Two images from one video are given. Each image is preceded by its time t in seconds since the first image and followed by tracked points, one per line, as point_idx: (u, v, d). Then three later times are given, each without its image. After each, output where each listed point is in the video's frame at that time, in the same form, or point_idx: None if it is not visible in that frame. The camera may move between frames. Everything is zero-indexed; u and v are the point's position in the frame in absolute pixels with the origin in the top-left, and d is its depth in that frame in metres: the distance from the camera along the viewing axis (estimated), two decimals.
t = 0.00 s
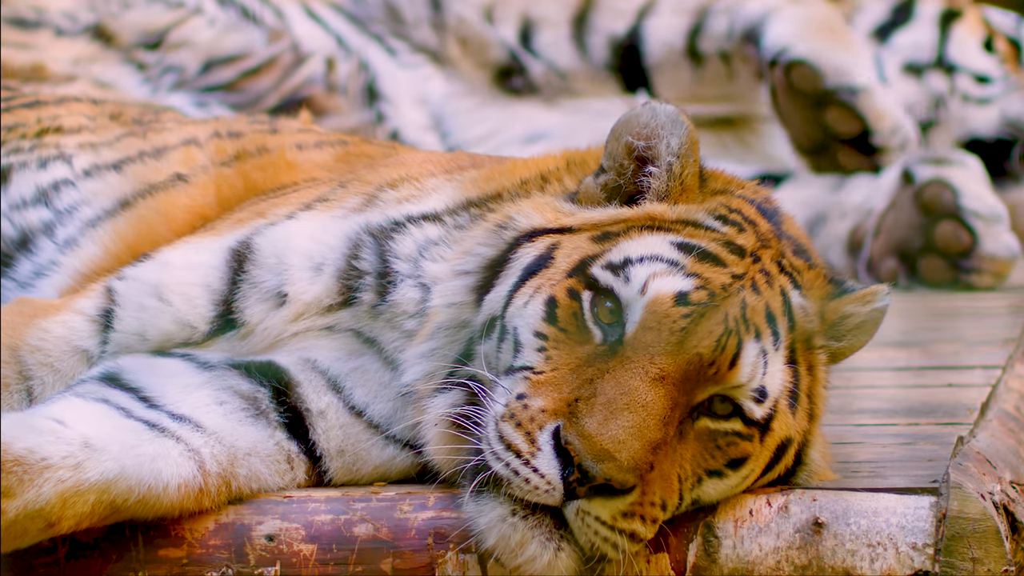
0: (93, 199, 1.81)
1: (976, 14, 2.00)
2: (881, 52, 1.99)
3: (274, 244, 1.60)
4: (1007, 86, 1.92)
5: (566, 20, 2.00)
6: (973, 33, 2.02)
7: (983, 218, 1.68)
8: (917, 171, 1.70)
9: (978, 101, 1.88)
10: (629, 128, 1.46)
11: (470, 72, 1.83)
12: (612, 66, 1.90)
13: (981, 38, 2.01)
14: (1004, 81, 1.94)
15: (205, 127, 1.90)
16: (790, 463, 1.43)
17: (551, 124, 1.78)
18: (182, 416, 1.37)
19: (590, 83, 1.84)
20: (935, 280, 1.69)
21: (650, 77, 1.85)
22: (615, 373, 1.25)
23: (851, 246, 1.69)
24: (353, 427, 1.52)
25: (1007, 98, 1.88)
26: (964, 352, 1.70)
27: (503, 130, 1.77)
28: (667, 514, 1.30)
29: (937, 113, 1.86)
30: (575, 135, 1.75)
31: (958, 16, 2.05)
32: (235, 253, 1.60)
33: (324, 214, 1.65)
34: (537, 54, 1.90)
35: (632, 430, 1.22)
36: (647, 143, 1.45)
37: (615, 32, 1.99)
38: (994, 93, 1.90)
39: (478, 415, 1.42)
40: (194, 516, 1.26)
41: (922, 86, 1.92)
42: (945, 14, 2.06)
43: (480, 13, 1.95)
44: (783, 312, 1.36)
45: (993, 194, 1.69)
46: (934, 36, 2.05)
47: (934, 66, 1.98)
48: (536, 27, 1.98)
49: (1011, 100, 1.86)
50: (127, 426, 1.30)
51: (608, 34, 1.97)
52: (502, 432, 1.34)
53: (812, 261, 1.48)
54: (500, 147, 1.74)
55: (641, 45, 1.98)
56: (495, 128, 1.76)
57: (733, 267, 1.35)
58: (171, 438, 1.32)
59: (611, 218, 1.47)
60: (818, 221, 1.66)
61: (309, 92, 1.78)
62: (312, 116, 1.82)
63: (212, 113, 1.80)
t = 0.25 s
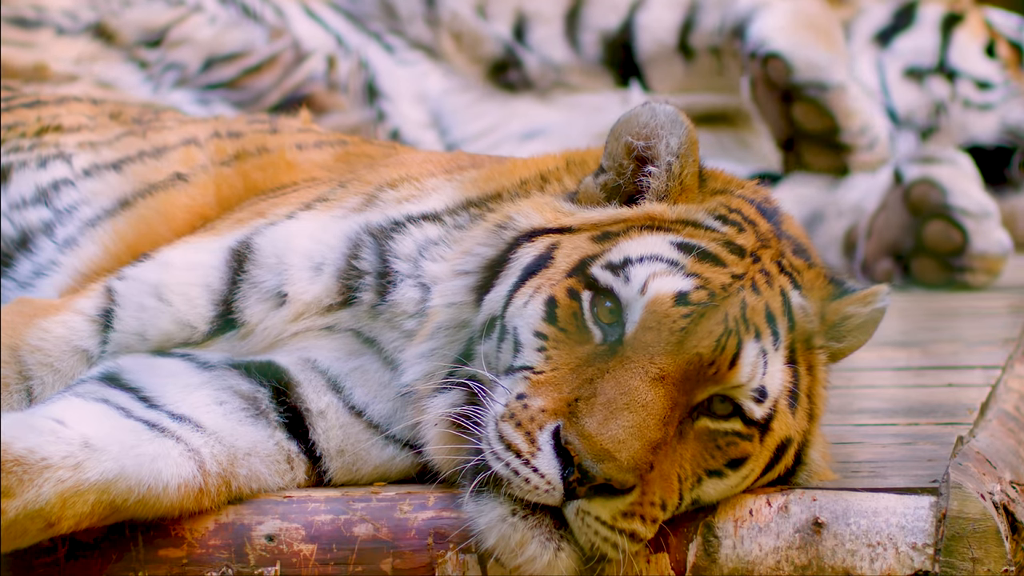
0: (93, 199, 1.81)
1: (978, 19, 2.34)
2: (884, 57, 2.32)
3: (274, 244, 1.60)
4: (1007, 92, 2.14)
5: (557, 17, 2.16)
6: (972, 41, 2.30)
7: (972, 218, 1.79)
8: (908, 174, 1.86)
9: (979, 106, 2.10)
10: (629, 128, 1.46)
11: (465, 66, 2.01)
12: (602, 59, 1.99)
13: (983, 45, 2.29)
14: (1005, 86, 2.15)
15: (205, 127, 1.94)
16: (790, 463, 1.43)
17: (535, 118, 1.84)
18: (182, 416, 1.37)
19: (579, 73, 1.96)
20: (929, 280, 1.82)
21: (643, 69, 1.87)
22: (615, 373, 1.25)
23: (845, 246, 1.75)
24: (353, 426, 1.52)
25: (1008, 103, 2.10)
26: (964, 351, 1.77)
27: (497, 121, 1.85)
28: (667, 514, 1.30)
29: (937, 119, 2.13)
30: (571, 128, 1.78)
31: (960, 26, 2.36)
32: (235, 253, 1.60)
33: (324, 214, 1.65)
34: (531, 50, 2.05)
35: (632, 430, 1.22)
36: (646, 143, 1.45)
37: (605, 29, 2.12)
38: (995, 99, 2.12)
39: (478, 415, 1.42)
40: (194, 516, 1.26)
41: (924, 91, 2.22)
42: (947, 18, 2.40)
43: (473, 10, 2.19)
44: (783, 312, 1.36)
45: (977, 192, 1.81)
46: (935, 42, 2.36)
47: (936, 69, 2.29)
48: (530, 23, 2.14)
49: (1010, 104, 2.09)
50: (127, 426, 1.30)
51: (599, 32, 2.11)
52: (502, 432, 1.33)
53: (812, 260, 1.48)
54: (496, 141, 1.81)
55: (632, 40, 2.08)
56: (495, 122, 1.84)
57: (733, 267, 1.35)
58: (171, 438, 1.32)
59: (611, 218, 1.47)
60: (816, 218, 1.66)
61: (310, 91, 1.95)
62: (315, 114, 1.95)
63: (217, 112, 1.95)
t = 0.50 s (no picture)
0: (93, 199, 1.79)
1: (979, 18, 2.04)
2: (883, 58, 1.97)
3: (274, 244, 1.60)
4: (1008, 92, 1.85)
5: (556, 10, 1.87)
6: (973, 40, 1.93)
7: (958, 215, 1.67)
8: (892, 174, 1.70)
9: (979, 107, 1.81)
10: (629, 128, 1.46)
11: (466, 64, 1.83)
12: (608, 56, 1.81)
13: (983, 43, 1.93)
14: (1006, 86, 1.87)
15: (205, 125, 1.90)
16: (790, 464, 1.43)
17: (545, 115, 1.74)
18: (181, 416, 1.37)
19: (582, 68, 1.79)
20: (920, 280, 1.69)
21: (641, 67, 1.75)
22: (615, 373, 1.25)
23: (840, 246, 1.70)
24: (353, 426, 1.52)
25: (1008, 104, 1.81)
26: (964, 351, 1.79)
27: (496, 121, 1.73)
28: (667, 514, 1.30)
29: (938, 119, 1.82)
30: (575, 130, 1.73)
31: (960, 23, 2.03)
32: (235, 253, 1.60)
33: (324, 214, 1.65)
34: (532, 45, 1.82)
35: (632, 430, 1.22)
36: (646, 143, 1.45)
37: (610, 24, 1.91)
38: (994, 98, 1.82)
39: (478, 414, 1.42)
40: (194, 516, 1.26)
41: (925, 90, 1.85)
42: (948, 18, 2.06)
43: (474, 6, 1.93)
44: (783, 313, 1.36)
45: (965, 190, 1.67)
46: (936, 42, 1.96)
47: (937, 70, 1.90)
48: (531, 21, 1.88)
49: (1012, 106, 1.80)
50: (127, 426, 1.30)
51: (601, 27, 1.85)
52: (502, 432, 1.34)
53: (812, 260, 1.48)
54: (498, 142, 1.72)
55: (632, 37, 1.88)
56: (493, 120, 1.72)
57: (733, 267, 1.35)
58: (170, 438, 1.32)
59: (611, 218, 1.47)
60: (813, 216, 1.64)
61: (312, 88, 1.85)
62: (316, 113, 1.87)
63: (217, 111, 1.84)
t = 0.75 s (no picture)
0: (94, 198, 1.80)
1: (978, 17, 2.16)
2: (883, 56, 2.11)
3: (274, 244, 1.60)
4: (1007, 89, 1.97)
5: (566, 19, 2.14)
6: (972, 39, 2.08)
7: (942, 213, 1.67)
8: (880, 173, 1.71)
9: (979, 104, 1.91)
10: (629, 128, 1.46)
11: (473, 66, 1.87)
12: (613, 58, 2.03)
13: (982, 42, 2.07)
14: (1005, 85, 1.99)
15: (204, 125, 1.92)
16: (790, 464, 1.43)
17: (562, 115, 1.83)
18: (182, 416, 1.37)
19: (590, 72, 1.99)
20: (908, 280, 1.68)
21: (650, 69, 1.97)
22: (616, 373, 1.25)
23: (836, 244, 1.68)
24: (353, 426, 1.52)
25: (1007, 102, 1.92)
26: (964, 351, 1.77)
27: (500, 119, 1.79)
28: (667, 514, 1.30)
29: (938, 116, 1.89)
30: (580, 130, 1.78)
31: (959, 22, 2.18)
32: (235, 253, 1.60)
33: (324, 214, 1.65)
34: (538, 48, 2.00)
35: (632, 430, 1.22)
36: (645, 143, 1.45)
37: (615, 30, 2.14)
38: (993, 96, 1.94)
39: (478, 415, 1.42)
40: (194, 516, 1.26)
41: (923, 89, 1.96)
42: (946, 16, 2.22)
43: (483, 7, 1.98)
44: (783, 313, 1.36)
45: (950, 188, 1.69)
46: (934, 41, 2.15)
47: (935, 68, 2.04)
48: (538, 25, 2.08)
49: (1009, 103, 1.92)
50: (127, 426, 1.30)
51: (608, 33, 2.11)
52: (502, 432, 1.33)
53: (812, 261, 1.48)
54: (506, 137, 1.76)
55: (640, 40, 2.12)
56: (499, 120, 1.78)
57: (733, 267, 1.35)
58: (171, 438, 1.32)
59: (611, 218, 1.47)
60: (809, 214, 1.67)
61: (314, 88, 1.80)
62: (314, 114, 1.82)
63: (219, 110, 1.78)
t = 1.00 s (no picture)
0: (94, 198, 1.80)
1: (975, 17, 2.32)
2: (880, 53, 2.29)
3: (274, 244, 1.60)
4: (1004, 89, 1.98)
5: (580, 21, 2.37)
6: (971, 35, 2.18)
7: (934, 211, 1.69)
8: (873, 172, 1.77)
9: (976, 101, 1.91)
10: (628, 127, 1.46)
11: (485, 67, 2.17)
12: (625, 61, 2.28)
13: (979, 40, 2.16)
14: (1002, 83, 2.01)
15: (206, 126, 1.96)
16: (790, 463, 1.43)
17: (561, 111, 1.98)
18: (181, 416, 1.37)
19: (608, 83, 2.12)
20: (903, 280, 1.71)
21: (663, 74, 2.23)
22: (616, 372, 1.25)
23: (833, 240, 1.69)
24: (353, 426, 1.52)
25: (1004, 100, 1.92)
26: (964, 351, 1.86)
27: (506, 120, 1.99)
28: (668, 514, 1.30)
29: (935, 115, 1.91)
30: (581, 126, 1.87)
31: (955, 23, 2.33)
32: (235, 253, 1.60)
33: (324, 214, 1.65)
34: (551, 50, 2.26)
35: (632, 430, 1.22)
36: (645, 142, 1.46)
37: (625, 33, 2.36)
38: (990, 95, 1.94)
39: (479, 414, 1.42)
40: (194, 516, 1.26)
41: (921, 87, 1.99)
42: (944, 15, 2.42)
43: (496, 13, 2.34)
44: (783, 313, 1.36)
45: (941, 185, 1.70)
46: (931, 39, 2.28)
47: (932, 67, 2.10)
48: (550, 28, 2.34)
49: (1006, 103, 1.90)
50: (127, 425, 1.30)
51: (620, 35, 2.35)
52: (502, 432, 1.33)
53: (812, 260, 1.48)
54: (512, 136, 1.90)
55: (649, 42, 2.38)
56: (502, 120, 1.94)
57: (734, 267, 1.35)
58: (171, 437, 1.32)
59: (610, 218, 1.47)
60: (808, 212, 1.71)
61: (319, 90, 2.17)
62: (321, 113, 2.11)
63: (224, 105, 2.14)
